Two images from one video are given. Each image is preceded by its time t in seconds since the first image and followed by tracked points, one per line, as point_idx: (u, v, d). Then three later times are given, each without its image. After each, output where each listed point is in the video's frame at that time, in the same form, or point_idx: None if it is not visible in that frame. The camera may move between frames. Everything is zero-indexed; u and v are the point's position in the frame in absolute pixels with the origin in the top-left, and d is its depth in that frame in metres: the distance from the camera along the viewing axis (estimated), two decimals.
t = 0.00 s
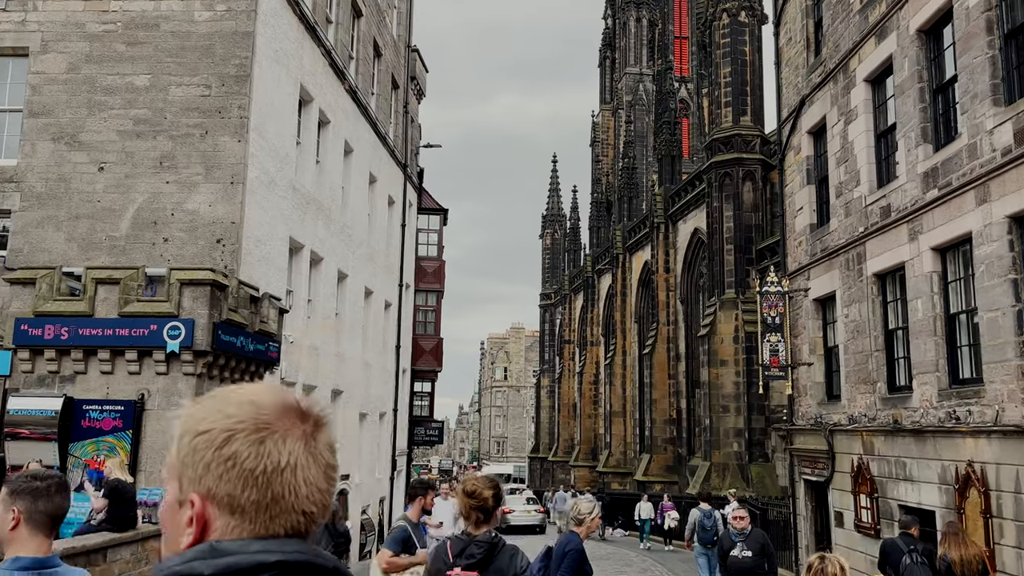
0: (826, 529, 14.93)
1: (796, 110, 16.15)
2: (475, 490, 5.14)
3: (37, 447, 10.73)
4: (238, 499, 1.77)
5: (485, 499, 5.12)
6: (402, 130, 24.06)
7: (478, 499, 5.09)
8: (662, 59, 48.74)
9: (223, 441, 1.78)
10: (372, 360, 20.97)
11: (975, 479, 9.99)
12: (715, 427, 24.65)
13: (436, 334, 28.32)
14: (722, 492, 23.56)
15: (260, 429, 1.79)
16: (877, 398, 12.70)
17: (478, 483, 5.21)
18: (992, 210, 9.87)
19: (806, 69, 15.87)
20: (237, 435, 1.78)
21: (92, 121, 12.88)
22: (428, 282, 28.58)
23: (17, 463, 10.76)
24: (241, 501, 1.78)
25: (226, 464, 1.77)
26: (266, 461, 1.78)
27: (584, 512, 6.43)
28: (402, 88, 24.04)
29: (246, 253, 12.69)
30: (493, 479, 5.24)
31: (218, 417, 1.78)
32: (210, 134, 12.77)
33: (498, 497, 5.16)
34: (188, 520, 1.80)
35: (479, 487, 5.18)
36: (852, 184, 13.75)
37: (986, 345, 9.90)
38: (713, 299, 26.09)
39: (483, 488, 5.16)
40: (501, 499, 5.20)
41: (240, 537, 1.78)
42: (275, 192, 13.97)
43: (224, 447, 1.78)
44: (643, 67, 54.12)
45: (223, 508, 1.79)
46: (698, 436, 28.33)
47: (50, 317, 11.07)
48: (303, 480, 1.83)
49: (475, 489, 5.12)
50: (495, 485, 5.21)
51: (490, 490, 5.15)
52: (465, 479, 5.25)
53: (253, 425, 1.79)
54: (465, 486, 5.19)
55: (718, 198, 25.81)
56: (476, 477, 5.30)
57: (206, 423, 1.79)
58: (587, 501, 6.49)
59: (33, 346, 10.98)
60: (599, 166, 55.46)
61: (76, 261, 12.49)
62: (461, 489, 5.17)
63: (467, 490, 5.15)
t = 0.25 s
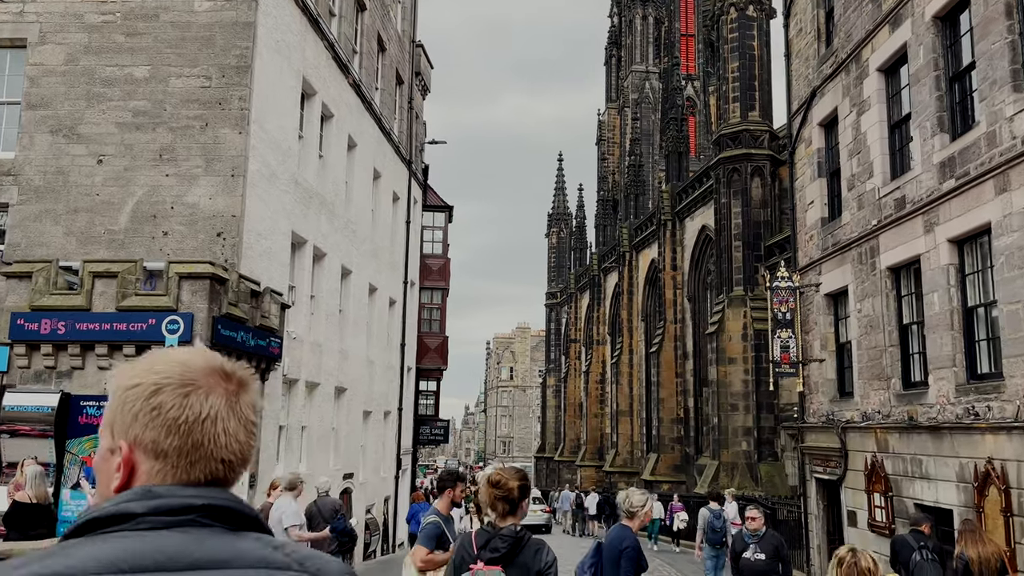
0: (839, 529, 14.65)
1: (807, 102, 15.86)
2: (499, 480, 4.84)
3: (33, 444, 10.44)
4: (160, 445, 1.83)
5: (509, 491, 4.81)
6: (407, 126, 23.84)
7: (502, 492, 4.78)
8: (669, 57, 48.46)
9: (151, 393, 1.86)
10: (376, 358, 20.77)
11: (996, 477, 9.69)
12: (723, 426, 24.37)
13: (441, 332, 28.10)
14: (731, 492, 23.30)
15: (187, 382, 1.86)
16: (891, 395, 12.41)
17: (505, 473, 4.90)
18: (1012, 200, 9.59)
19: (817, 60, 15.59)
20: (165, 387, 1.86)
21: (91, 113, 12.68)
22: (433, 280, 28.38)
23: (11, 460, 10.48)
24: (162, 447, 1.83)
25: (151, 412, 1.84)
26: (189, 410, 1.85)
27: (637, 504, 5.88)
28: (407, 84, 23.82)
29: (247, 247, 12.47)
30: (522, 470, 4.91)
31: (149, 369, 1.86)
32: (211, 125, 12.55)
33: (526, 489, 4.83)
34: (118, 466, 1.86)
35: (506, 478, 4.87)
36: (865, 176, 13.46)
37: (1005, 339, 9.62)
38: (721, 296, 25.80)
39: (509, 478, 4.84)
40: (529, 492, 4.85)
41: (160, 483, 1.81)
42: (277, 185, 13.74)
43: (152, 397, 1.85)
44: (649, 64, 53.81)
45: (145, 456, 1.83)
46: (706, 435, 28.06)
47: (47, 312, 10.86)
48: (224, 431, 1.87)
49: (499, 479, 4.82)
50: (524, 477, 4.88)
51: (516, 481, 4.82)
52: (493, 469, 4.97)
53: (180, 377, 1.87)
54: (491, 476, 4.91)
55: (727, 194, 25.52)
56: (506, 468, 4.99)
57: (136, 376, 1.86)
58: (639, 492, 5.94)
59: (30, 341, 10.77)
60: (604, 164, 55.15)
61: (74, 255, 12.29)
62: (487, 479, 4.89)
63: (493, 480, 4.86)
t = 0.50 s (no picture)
0: (854, 532, 14.33)
1: (820, 96, 15.54)
2: (520, 482, 4.64)
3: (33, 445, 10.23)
4: (61, 460, 2.04)
5: (531, 492, 4.59)
6: (412, 123, 23.57)
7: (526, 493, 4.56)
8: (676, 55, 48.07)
9: (50, 412, 2.06)
10: (381, 358, 20.52)
11: (1018, 480, 9.37)
12: (733, 427, 24.05)
13: (447, 332, 27.87)
14: (742, 493, 22.98)
15: (85, 403, 2.06)
16: (908, 395, 12.09)
17: (528, 477, 4.70)
18: None
19: (830, 53, 15.27)
20: (62, 405, 2.05)
21: (90, 108, 12.44)
22: (439, 279, 28.14)
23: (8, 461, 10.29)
24: (62, 463, 2.04)
25: (50, 429, 2.05)
26: (88, 427, 2.06)
27: (689, 513, 6.00)
28: (412, 81, 23.57)
29: (249, 244, 12.23)
30: (546, 475, 4.71)
31: (49, 389, 2.05)
32: (212, 121, 12.31)
33: (549, 492, 4.60)
34: (18, 483, 2.08)
35: (529, 481, 4.67)
36: (880, 171, 13.14)
37: None
38: (730, 295, 25.47)
39: (531, 481, 4.64)
40: (552, 495, 4.62)
41: (63, 497, 2.03)
42: (279, 182, 13.49)
43: (50, 415, 2.06)
44: (656, 63, 53.41)
45: (46, 471, 2.05)
46: (715, 436, 27.74)
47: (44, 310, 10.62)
48: (125, 446, 2.09)
49: (520, 480, 4.63)
50: (547, 480, 4.66)
51: (538, 483, 4.62)
52: (515, 474, 4.78)
53: (79, 398, 2.06)
54: (512, 480, 4.72)
55: (736, 192, 25.19)
56: (530, 474, 4.80)
57: (37, 395, 2.06)
58: (692, 500, 6.03)
59: (27, 340, 10.54)
60: (611, 163, 54.78)
61: (73, 252, 12.06)
62: (509, 483, 4.70)
63: (514, 483, 4.67)
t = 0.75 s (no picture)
0: (870, 533, 14.04)
1: (834, 89, 15.24)
2: (547, 486, 4.30)
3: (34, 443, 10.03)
4: None
5: (559, 497, 4.26)
6: (419, 120, 23.33)
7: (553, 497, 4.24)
8: (684, 53, 47.76)
9: None
10: (389, 357, 20.31)
11: None
12: (744, 426, 23.77)
13: (454, 331, 27.64)
14: (753, 494, 22.69)
15: None
16: (927, 392, 11.80)
17: (556, 480, 4.36)
18: None
19: (844, 44, 14.98)
20: None
21: (92, 102, 12.25)
22: (446, 277, 27.93)
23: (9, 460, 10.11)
24: None
25: None
26: None
27: (757, 515, 5.70)
28: (419, 77, 23.34)
29: (253, 240, 12.02)
30: (575, 477, 4.36)
31: None
32: (215, 114, 12.10)
33: (577, 494, 4.25)
34: None
35: (557, 484, 4.33)
36: (897, 163, 12.85)
37: None
38: (741, 293, 25.16)
39: (558, 484, 4.30)
40: (582, 498, 4.28)
41: None
42: (284, 177, 13.28)
43: None
44: (664, 61, 53.04)
45: None
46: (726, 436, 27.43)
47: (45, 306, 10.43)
48: (13, 456, 2.15)
49: (547, 484, 4.29)
50: (577, 482, 4.31)
51: (566, 486, 4.27)
52: (543, 476, 4.45)
53: None
54: (539, 483, 4.39)
55: (747, 188, 24.92)
56: (559, 475, 4.45)
57: None
58: (758, 501, 5.77)
59: (27, 337, 10.35)
60: (619, 162, 54.49)
61: (75, 248, 11.87)
62: (536, 487, 4.37)
63: (540, 487, 4.34)
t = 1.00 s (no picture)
0: (890, 534, 13.71)
1: (852, 79, 14.90)
2: (589, 477, 4.04)
3: (35, 441, 9.81)
4: None
5: (601, 489, 3.99)
6: (428, 116, 23.06)
7: (596, 487, 3.98)
8: (694, 50, 47.38)
9: None
10: (397, 355, 20.06)
11: None
12: (758, 426, 23.45)
13: (463, 329, 27.39)
14: (767, 494, 22.35)
15: None
16: (951, 389, 11.47)
17: (599, 471, 4.10)
18: None
19: (862, 34, 14.65)
20: None
21: (96, 95, 12.03)
22: (455, 275, 27.68)
23: (10, 458, 9.89)
24: None
25: None
26: None
27: (840, 515, 5.19)
28: (427, 73, 23.07)
29: (259, 234, 11.78)
30: (620, 468, 4.08)
31: None
32: (220, 106, 11.87)
33: (622, 487, 3.97)
34: None
35: (599, 476, 4.07)
36: (918, 155, 12.52)
37: None
38: (754, 290, 24.81)
39: (601, 476, 4.04)
40: (627, 491, 3.99)
41: None
42: (290, 170, 13.03)
43: None
44: (674, 58, 52.63)
45: None
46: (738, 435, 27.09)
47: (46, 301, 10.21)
48: None
49: (588, 475, 4.03)
50: (621, 474, 4.04)
51: (610, 477, 4.00)
52: (585, 468, 4.18)
53: None
54: (580, 476, 4.13)
55: (759, 184, 24.59)
56: (602, 468, 4.18)
57: None
58: (841, 502, 5.24)
59: (28, 333, 10.14)
60: (628, 160, 54.16)
61: (78, 243, 11.66)
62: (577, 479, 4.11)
63: (583, 479, 4.09)
